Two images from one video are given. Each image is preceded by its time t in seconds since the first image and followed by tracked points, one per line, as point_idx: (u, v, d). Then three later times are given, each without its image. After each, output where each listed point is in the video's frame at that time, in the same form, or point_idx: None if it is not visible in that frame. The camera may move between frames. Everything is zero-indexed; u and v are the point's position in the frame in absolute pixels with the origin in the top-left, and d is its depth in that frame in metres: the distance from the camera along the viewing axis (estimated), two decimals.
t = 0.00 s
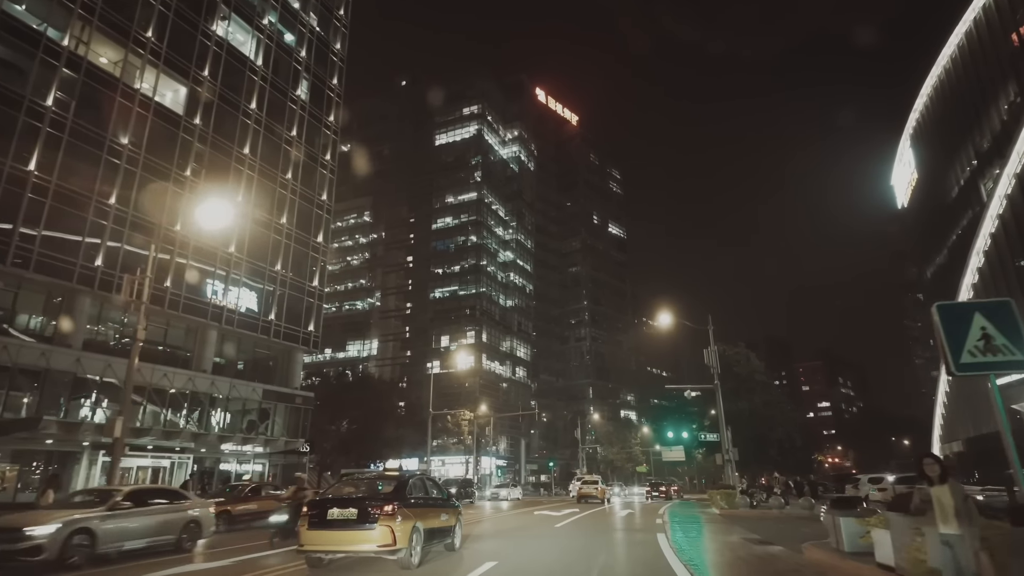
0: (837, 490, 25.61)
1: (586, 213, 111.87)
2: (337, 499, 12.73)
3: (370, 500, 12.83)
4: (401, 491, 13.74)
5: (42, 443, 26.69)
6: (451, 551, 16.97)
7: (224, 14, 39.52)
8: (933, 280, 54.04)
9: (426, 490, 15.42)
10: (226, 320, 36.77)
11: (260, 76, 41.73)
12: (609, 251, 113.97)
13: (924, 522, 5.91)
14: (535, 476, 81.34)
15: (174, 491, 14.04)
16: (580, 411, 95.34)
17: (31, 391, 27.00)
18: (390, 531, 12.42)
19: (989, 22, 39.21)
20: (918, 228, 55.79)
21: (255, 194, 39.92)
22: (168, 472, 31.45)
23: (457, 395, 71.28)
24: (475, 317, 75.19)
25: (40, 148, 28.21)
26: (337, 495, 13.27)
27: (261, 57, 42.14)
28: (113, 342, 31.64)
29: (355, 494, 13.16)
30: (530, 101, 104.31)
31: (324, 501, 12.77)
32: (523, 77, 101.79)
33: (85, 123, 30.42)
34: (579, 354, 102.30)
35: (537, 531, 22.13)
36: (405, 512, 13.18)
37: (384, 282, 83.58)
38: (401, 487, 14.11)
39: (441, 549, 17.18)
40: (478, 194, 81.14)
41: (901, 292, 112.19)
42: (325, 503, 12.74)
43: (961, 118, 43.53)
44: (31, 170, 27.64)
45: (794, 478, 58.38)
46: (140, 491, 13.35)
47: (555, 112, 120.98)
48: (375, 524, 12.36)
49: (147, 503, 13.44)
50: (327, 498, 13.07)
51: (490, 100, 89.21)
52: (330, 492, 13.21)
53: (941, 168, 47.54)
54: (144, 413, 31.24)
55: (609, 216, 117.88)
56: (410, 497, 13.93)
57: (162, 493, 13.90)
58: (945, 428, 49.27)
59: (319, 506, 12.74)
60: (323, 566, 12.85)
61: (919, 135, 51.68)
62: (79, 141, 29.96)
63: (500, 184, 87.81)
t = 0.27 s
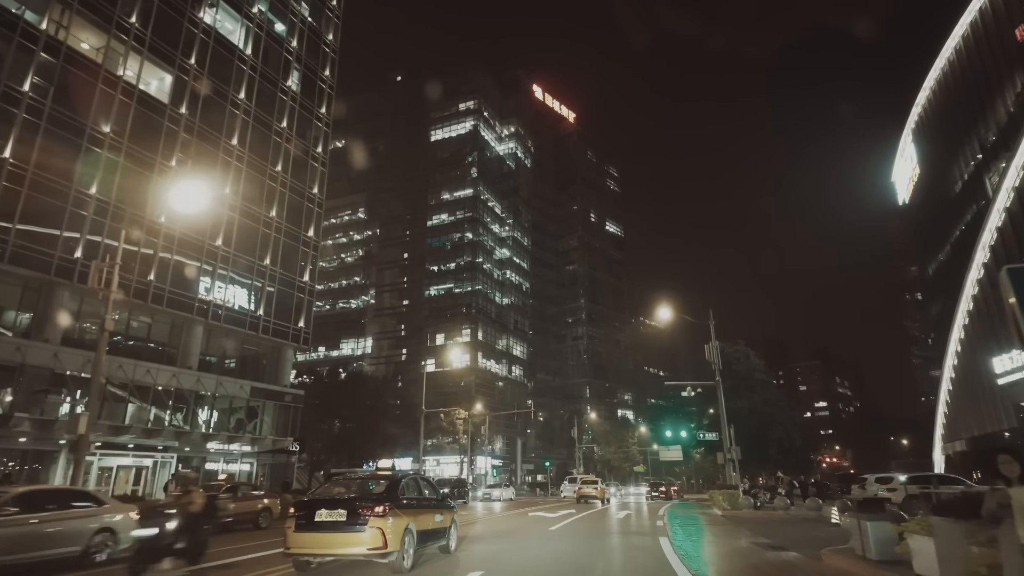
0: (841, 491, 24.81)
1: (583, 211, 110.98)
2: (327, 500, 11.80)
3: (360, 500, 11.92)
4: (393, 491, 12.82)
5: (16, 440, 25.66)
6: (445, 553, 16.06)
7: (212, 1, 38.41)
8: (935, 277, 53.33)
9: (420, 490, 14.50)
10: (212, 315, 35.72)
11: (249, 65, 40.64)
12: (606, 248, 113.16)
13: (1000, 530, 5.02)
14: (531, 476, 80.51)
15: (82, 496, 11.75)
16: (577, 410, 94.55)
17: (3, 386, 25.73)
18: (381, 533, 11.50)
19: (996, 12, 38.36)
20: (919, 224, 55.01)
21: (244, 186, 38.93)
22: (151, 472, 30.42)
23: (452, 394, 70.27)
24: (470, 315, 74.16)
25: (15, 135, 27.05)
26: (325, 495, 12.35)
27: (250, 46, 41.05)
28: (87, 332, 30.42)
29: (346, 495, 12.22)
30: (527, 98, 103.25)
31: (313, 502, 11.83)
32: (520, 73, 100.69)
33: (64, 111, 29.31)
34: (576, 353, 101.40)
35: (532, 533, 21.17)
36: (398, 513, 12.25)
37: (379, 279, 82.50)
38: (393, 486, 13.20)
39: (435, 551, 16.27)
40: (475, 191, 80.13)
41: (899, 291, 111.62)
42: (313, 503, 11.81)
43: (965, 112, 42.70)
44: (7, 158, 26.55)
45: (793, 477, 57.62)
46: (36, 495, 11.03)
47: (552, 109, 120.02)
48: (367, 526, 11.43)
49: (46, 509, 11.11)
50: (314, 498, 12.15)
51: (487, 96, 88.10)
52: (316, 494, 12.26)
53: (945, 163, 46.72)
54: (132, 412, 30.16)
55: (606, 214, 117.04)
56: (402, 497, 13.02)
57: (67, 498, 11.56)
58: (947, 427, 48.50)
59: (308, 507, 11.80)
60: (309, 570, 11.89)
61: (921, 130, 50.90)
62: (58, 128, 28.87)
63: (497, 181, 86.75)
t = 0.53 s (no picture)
0: (846, 490, 23.98)
1: (580, 209, 110.16)
2: (316, 500, 10.77)
3: (350, 500, 10.90)
4: (383, 490, 11.81)
5: None
6: (440, 556, 15.16)
7: None
8: (937, 274, 52.63)
9: (412, 489, 13.54)
10: (198, 310, 34.65)
11: (238, 54, 39.56)
12: (604, 246, 112.35)
13: None
14: (527, 476, 79.68)
15: None
16: (574, 409, 93.71)
17: None
18: (372, 535, 10.46)
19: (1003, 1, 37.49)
20: (921, 220, 54.26)
21: (233, 177, 37.90)
22: (134, 471, 29.39)
23: (447, 392, 69.32)
24: (466, 313, 73.08)
25: None
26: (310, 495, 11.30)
27: (239, 35, 39.95)
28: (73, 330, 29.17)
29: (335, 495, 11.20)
30: (525, 94, 102.28)
31: (300, 503, 10.81)
32: (517, 69, 99.67)
33: (43, 97, 28.15)
34: (573, 351, 100.54)
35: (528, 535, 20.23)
36: (390, 513, 11.25)
37: (374, 276, 81.45)
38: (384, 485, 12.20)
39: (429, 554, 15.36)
40: (471, 187, 79.09)
41: (897, 290, 111.10)
42: (300, 504, 10.78)
43: (970, 104, 41.85)
44: None
45: (792, 477, 56.86)
46: None
47: (550, 105, 119.07)
48: (357, 528, 10.42)
49: None
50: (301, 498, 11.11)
51: (484, 92, 87.08)
52: (304, 495, 11.34)
53: (949, 157, 45.90)
54: (116, 408, 29.29)
55: (604, 212, 116.21)
56: (393, 497, 12.01)
57: None
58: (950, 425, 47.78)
59: (295, 508, 10.78)
60: None
61: (924, 124, 50.11)
62: (35, 114, 27.68)
63: (493, 177, 85.68)
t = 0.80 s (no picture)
0: (854, 490, 23.09)
1: (577, 205, 109.13)
2: (303, 501, 10.11)
3: (339, 500, 10.24)
4: (377, 489, 11.09)
5: None
6: (435, 557, 14.26)
7: None
8: (939, 270, 51.86)
9: (407, 489, 12.68)
10: (183, 304, 33.57)
11: (226, 41, 38.47)
12: (601, 244, 111.43)
13: None
14: (524, 475, 78.82)
15: None
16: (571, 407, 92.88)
17: None
18: (362, 538, 9.83)
19: None
20: (923, 215, 53.47)
21: (221, 168, 36.84)
22: (115, 470, 28.24)
23: (443, 390, 68.30)
24: (462, 310, 71.78)
25: None
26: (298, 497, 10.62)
27: (228, 22, 38.84)
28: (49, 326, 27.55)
29: (325, 496, 10.53)
30: (522, 89, 101.09)
31: (287, 503, 10.15)
32: (514, 63, 98.54)
33: (17, 81, 26.79)
34: (570, 349, 99.72)
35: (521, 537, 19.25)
36: (382, 513, 10.59)
37: (369, 273, 80.37)
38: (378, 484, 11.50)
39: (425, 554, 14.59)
40: (467, 182, 77.84)
41: (896, 288, 110.40)
42: (287, 503, 10.12)
43: (976, 95, 40.94)
44: None
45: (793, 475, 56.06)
46: None
47: (547, 101, 118.05)
48: (347, 530, 9.79)
49: None
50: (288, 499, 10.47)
51: (480, 86, 85.86)
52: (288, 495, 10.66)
53: (953, 151, 45.04)
54: (101, 405, 28.33)
55: (601, 209, 115.29)
56: (386, 497, 11.29)
57: None
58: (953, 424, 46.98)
59: (282, 508, 10.12)
60: None
61: (927, 117, 49.21)
62: (10, 99, 26.38)
63: (490, 172, 84.33)
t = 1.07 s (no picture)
0: (862, 490, 22.17)
1: (575, 202, 108.17)
2: (288, 501, 9.27)
3: (327, 499, 9.43)
4: (368, 488, 10.25)
5: None
6: (430, 561, 13.35)
7: None
8: (942, 265, 51.03)
9: (400, 487, 11.70)
10: (168, 297, 32.50)
11: (214, 27, 37.35)
12: (599, 241, 110.53)
13: None
14: (520, 473, 77.92)
15: None
16: (568, 406, 91.98)
17: None
18: (351, 541, 9.07)
19: None
20: (926, 210, 52.64)
21: (208, 157, 35.76)
22: (92, 470, 27.18)
23: (438, 388, 67.26)
24: (458, 307, 70.59)
25: None
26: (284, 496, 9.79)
27: (216, 7, 37.69)
28: (20, 317, 26.07)
29: (312, 495, 9.69)
30: (519, 84, 100.08)
31: (272, 503, 9.32)
32: (512, 58, 97.41)
33: None
34: (567, 347, 98.86)
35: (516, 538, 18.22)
36: (373, 513, 9.78)
37: (363, 269, 79.32)
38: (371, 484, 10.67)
39: (418, 556, 13.66)
40: (463, 177, 76.64)
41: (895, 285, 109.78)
42: (271, 504, 9.30)
43: (983, 86, 40.01)
44: None
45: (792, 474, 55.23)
46: None
47: (545, 97, 117.03)
48: (335, 532, 8.97)
49: None
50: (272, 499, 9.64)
51: (477, 81, 84.81)
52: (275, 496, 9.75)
53: (958, 143, 44.15)
54: (84, 402, 27.32)
55: (599, 206, 114.45)
56: (377, 496, 10.45)
57: None
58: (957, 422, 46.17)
59: (265, 509, 9.28)
60: None
61: (931, 109, 48.31)
62: None
63: (486, 168, 83.14)
